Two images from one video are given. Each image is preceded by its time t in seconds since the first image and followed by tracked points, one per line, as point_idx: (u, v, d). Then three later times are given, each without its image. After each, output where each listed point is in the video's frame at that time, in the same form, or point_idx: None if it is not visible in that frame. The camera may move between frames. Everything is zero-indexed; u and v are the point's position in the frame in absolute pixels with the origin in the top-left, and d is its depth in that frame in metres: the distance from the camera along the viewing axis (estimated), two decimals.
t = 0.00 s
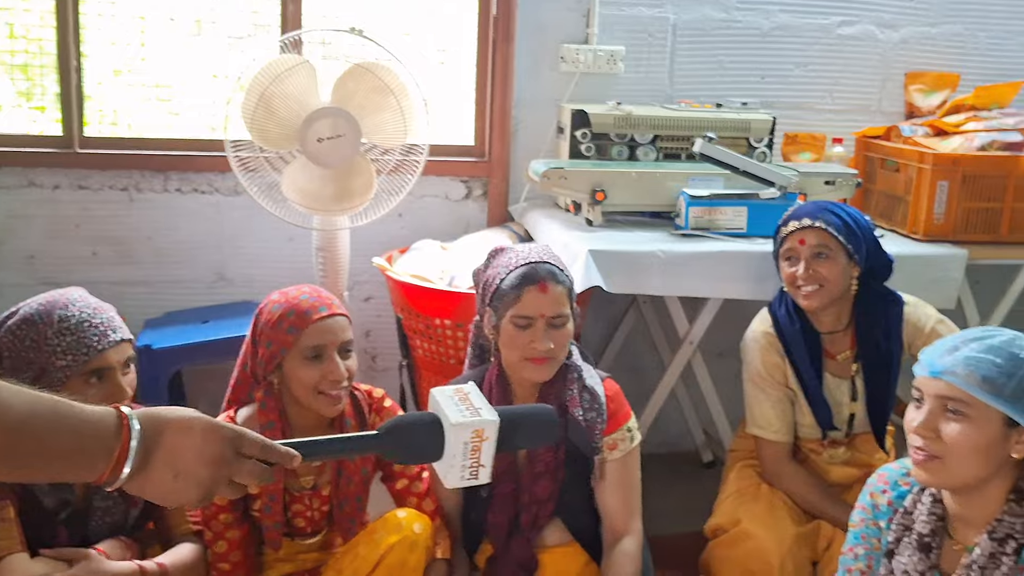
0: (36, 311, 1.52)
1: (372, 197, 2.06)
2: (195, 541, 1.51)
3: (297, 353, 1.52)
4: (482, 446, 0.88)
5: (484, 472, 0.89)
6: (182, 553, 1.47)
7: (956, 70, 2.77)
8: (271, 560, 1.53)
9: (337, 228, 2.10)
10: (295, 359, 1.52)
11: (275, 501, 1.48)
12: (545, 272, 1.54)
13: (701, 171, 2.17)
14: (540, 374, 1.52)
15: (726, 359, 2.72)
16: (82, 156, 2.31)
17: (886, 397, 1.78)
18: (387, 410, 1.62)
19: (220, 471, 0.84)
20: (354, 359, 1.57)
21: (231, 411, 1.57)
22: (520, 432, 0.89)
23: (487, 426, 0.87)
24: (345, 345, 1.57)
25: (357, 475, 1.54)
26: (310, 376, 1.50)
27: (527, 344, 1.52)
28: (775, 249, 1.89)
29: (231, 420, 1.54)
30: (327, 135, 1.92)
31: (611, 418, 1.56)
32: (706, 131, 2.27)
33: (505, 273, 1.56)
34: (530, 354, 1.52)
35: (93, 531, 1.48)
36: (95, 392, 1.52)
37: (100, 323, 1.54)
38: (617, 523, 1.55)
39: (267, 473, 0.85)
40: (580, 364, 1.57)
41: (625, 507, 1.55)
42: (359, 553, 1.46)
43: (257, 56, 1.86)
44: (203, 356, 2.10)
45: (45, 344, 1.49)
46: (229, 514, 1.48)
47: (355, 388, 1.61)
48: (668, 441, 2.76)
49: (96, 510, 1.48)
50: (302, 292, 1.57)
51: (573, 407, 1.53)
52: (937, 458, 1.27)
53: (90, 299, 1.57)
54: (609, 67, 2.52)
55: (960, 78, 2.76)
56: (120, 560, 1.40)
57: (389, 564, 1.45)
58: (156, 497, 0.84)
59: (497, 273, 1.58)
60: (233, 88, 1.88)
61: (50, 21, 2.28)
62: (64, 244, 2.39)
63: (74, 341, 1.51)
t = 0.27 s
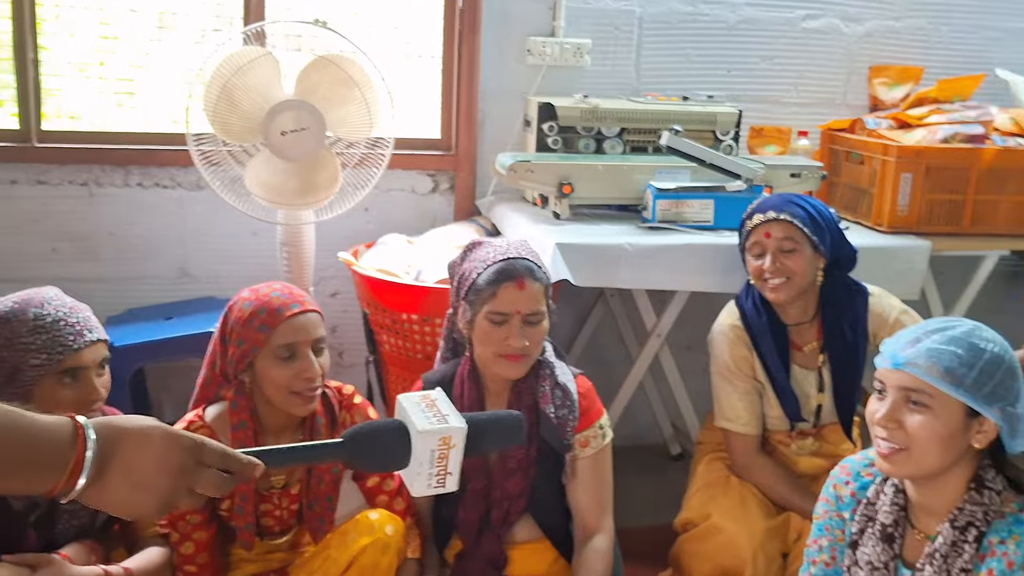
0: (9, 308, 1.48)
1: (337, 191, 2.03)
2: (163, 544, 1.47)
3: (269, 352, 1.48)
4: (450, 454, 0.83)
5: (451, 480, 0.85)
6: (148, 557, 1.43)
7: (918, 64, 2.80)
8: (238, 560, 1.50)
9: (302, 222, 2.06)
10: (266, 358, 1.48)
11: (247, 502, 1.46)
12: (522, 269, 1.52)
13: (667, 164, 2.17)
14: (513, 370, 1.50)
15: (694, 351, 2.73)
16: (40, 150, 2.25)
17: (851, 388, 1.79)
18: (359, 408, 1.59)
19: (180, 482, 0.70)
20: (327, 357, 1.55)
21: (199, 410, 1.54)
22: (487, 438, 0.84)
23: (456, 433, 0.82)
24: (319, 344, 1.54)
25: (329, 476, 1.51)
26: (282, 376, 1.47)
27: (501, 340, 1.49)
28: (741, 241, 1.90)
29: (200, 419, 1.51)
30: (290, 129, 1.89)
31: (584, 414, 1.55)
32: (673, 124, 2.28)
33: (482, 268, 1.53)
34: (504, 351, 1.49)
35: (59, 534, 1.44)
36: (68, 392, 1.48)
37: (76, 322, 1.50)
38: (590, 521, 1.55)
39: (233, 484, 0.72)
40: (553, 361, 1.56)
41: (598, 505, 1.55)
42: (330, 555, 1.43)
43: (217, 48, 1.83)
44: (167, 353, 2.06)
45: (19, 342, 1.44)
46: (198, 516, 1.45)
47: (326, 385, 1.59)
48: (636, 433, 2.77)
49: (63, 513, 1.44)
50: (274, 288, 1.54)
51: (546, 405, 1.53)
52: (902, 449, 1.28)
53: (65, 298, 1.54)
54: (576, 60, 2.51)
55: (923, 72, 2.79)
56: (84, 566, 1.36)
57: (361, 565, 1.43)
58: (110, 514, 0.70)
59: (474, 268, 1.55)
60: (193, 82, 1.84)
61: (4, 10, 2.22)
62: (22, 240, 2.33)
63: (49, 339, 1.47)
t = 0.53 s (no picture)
0: None
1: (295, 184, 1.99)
2: (119, 545, 1.44)
3: (235, 347, 1.45)
4: (414, 454, 0.77)
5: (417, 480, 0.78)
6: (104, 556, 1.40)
7: (875, 56, 2.83)
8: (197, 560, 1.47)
9: (259, 216, 2.01)
10: (231, 354, 1.45)
11: (212, 502, 1.42)
12: (484, 262, 1.50)
13: (628, 156, 2.17)
14: (473, 365, 1.49)
15: (656, 343, 2.74)
16: None
17: (810, 378, 1.80)
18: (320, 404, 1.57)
19: (129, 487, 0.65)
20: (292, 351, 1.52)
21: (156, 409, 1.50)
22: (451, 435, 0.77)
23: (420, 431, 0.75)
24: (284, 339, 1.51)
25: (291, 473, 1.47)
26: (249, 372, 1.44)
27: (462, 334, 1.48)
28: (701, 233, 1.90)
29: (158, 417, 1.48)
30: (247, 121, 1.85)
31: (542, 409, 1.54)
32: (634, 116, 2.27)
33: (443, 261, 1.51)
34: (466, 346, 1.48)
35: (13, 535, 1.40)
36: (22, 389, 1.43)
37: (29, 317, 1.46)
38: (551, 515, 1.54)
39: (188, 488, 0.66)
40: (513, 354, 1.54)
41: (559, 497, 1.55)
42: (293, 554, 1.41)
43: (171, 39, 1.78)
44: (122, 350, 2.01)
45: None
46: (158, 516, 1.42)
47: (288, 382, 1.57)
48: (599, 425, 2.77)
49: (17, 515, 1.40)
50: (236, 283, 1.50)
51: (506, 399, 1.51)
52: (857, 441, 1.29)
53: (15, 293, 1.49)
54: (537, 52, 2.50)
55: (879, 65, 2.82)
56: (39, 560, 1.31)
57: (324, 565, 1.41)
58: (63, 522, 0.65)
59: (435, 260, 1.53)
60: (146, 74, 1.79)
61: None
62: None
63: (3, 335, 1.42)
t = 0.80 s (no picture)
0: None
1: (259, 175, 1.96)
2: (79, 541, 1.42)
3: (200, 339, 1.43)
4: (400, 459, 0.70)
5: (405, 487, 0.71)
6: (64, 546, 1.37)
7: (838, 47, 2.85)
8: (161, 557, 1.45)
9: (222, 208, 1.98)
10: (197, 346, 1.42)
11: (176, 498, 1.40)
12: (449, 252, 1.48)
13: (595, 146, 2.16)
14: (438, 356, 1.48)
15: (624, 333, 2.74)
16: None
17: (776, 367, 1.81)
18: (286, 397, 1.55)
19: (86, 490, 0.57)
20: (257, 343, 1.51)
21: (117, 403, 1.47)
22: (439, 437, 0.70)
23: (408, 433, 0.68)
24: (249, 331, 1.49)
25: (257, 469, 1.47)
26: (215, 364, 1.42)
27: (427, 325, 1.47)
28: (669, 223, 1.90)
29: (118, 413, 1.45)
30: (209, 111, 1.81)
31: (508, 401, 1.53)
32: (600, 106, 2.27)
33: (408, 252, 1.50)
34: (431, 336, 1.47)
35: None
36: None
37: None
38: (518, 506, 1.54)
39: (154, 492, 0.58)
40: (479, 345, 1.55)
41: (526, 488, 1.54)
42: (260, 551, 1.40)
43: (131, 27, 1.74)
44: (82, 345, 1.97)
45: None
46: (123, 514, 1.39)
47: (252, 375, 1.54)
48: (568, 415, 2.77)
49: None
50: (201, 275, 1.47)
51: (472, 390, 1.50)
52: (822, 434, 1.30)
53: None
54: (503, 42, 2.49)
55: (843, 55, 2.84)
56: None
57: (292, 562, 1.39)
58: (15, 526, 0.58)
59: (399, 251, 1.52)
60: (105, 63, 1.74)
61: None
62: None
63: None
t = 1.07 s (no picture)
0: None
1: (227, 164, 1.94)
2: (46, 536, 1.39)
3: (166, 330, 1.41)
4: (415, 486, 0.57)
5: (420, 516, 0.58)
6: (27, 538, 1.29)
7: (806, 34, 2.87)
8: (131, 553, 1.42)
9: (190, 198, 1.95)
10: (163, 337, 1.40)
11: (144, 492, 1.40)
12: (420, 240, 1.48)
13: (565, 134, 2.16)
14: (410, 343, 1.47)
15: (596, 321, 2.76)
16: None
17: (746, 352, 1.82)
18: (254, 387, 1.55)
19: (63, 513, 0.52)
20: (223, 334, 1.49)
21: (81, 397, 1.44)
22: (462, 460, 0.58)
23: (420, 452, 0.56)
24: (216, 322, 1.47)
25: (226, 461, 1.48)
26: (181, 355, 1.40)
27: (397, 312, 1.46)
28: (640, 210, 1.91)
29: (83, 406, 1.42)
30: (175, 100, 1.79)
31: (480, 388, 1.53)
32: (571, 93, 2.27)
33: (378, 239, 1.49)
34: (401, 323, 1.46)
35: None
36: None
37: None
38: (489, 493, 1.50)
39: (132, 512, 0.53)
40: (451, 334, 1.54)
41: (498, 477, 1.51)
42: (233, 543, 1.39)
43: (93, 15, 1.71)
44: (49, 339, 1.94)
45: None
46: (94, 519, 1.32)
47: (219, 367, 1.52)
48: (541, 403, 2.78)
49: None
50: (166, 266, 1.45)
51: (444, 378, 1.49)
52: (802, 432, 1.28)
53: None
54: (473, 29, 2.47)
55: (811, 42, 2.86)
56: None
57: (265, 556, 1.38)
58: None
59: (370, 238, 1.51)
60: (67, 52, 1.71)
61: None
62: None
63: None
